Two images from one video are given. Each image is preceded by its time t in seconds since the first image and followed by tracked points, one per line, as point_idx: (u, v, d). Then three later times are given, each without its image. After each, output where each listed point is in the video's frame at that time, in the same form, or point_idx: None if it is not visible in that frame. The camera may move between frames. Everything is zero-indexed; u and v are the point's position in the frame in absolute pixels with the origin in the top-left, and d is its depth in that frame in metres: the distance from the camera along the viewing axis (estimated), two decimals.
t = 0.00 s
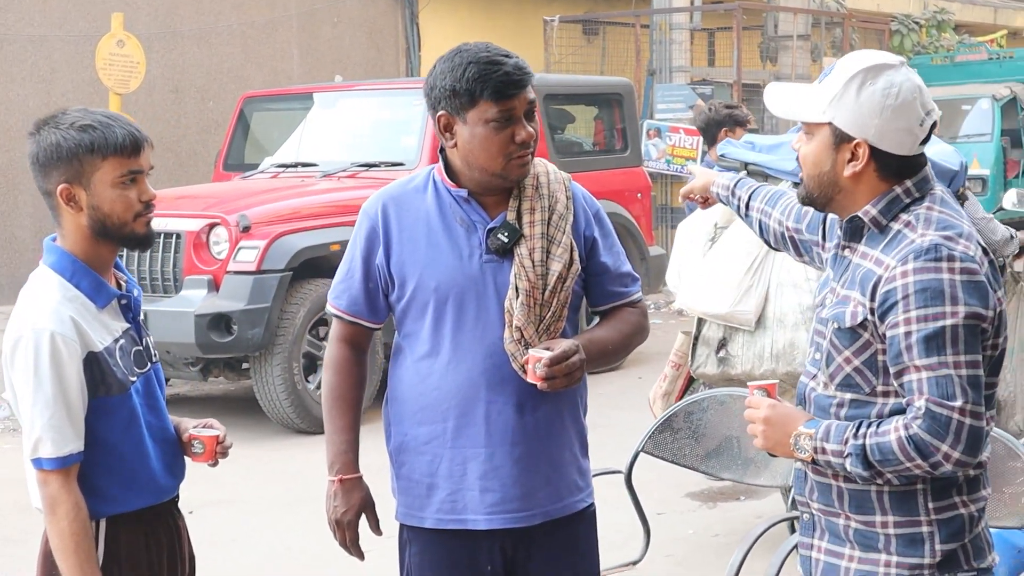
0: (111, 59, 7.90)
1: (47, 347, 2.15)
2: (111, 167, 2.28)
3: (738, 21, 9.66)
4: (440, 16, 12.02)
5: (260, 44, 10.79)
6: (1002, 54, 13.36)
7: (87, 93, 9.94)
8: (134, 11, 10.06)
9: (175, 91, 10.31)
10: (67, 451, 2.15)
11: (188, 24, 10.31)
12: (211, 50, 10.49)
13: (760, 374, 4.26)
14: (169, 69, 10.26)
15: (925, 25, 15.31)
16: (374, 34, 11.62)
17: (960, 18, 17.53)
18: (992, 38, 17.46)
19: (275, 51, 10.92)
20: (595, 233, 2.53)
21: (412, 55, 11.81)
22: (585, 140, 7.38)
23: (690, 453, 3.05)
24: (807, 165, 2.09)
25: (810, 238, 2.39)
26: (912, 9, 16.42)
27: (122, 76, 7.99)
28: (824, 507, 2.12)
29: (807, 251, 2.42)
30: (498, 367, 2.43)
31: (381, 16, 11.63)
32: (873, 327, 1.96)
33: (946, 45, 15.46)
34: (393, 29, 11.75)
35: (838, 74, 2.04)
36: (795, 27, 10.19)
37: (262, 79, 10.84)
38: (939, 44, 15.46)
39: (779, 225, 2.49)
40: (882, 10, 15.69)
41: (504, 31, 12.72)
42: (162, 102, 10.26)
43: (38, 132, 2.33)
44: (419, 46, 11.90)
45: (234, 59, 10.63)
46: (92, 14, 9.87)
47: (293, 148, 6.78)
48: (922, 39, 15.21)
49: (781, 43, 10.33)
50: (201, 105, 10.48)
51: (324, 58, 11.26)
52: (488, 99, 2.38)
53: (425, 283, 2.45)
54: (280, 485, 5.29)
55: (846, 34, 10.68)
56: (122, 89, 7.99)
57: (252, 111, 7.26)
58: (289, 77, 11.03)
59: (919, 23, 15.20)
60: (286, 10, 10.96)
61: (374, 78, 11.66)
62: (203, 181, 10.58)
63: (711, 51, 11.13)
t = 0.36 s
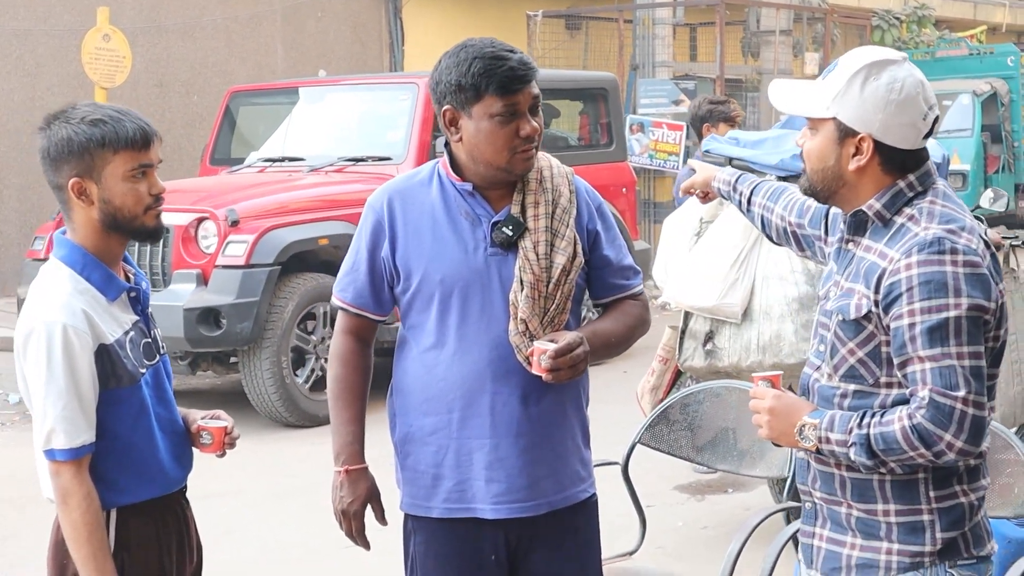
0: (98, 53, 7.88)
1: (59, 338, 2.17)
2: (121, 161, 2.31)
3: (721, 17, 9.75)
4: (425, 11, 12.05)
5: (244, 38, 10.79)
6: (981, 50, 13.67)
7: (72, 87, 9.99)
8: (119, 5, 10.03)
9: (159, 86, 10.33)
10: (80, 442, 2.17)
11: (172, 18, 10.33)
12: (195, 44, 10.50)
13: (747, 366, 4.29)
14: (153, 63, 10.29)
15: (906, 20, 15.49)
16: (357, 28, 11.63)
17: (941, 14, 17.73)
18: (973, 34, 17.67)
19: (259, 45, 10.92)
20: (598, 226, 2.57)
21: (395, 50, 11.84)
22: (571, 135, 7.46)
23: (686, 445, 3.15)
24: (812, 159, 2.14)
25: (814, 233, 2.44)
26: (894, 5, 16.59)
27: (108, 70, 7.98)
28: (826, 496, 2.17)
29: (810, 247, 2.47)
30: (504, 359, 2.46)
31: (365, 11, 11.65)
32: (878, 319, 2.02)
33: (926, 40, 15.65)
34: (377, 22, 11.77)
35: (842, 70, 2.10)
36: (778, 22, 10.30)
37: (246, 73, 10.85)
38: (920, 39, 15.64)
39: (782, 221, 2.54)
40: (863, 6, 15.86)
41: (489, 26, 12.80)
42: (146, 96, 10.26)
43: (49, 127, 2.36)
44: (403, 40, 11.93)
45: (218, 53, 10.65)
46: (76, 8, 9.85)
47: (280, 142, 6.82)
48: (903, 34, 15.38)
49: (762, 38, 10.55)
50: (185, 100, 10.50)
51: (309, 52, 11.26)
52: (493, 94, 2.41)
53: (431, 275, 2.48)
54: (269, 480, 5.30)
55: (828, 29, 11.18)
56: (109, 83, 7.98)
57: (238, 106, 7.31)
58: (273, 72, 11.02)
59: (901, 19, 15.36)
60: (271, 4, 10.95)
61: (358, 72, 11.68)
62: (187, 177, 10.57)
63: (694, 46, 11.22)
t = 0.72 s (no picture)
0: (69, 33, 7.86)
1: (60, 313, 2.19)
2: (120, 139, 2.33)
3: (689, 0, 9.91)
4: None
5: (215, 16, 10.82)
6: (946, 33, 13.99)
7: (40, 65, 9.99)
8: None
9: (130, 65, 10.43)
10: (80, 414, 2.19)
11: None
12: (166, 24, 10.57)
13: (702, 333, 4.37)
14: (125, 42, 10.39)
15: (871, 4, 15.73)
16: (327, 8, 11.68)
17: None
18: (936, 18, 18.04)
19: (229, 25, 10.93)
20: (587, 203, 2.64)
21: (365, 30, 11.93)
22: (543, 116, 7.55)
23: (669, 419, 3.35)
24: (794, 154, 2.26)
25: (806, 224, 2.55)
26: None
27: (80, 50, 7.96)
28: (817, 467, 2.27)
29: (803, 240, 2.57)
30: (497, 334, 2.51)
31: None
32: (869, 294, 2.12)
33: (890, 24, 15.90)
34: (347, 3, 11.82)
35: (804, 66, 2.24)
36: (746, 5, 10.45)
37: (216, 53, 10.89)
38: (884, 23, 15.90)
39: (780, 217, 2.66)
40: None
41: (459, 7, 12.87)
42: (116, 75, 10.37)
43: (48, 105, 2.38)
44: (373, 21, 12.00)
45: (189, 33, 10.71)
46: None
47: (254, 123, 7.02)
48: (868, 17, 15.62)
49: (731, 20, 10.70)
50: (155, 79, 10.57)
51: (279, 33, 11.28)
52: (485, 75, 2.46)
53: (425, 252, 2.53)
54: (245, 459, 5.33)
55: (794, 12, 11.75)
56: (81, 63, 7.95)
57: (211, 86, 7.47)
58: (244, 52, 11.06)
59: (865, 3, 15.60)
60: None
61: (329, 51, 11.72)
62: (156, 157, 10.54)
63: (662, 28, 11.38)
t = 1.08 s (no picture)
0: (58, 28, 7.83)
1: (51, 308, 2.19)
2: (113, 135, 2.33)
3: None
4: None
5: (204, 12, 10.79)
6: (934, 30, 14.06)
7: (29, 61, 9.95)
8: None
9: (119, 61, 10.40)
10: (72, 410, 2.19)
11: None
12: (155, 20, 10.54)
13: (698, 331, 4.40)
14: (114, 38, 10.37)
15: (859, 1, 15.79)
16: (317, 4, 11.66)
17: None
18: (924, 15, 18.15)
19: (218, 21, 10.90)
20: (578, 201, 2.66)
21: (354, 26, 11.95)
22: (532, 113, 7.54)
23: (659, 415, 3.36)
24: (796, 135, 2.26)
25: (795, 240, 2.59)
26: None
27: (69, 45, 7.93)
28: (805, 464, 2.28)
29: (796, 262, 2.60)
30: (488, 330, 2.52)
31: None
32: (857, 289, 2.14)
33: (879, 21, 15.96)
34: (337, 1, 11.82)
35: (826, 47, 2.21)
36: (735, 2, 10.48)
37: (205, 49, 10.85)
38: (872, 20, 15.95)
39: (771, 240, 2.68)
40: None
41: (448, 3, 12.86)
42: (105, 71, 10.34)
43: (41, 100, 2.38)
44: (362, 17, 12.00)
45: (178, 29, 10.68)
46: None
47: (243, 119, 7.01)
48: (856, 14, 15.67)
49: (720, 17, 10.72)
50: (144, 75, 10.55)
51: (268, 30, 11.26)
52: (478, 72, 2.47)
53: (416, 249, 2.53)
54: (235, 456, 5.33)
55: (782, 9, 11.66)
56: (70, 59, 7.93)
57: (201, 83, 7.45)
58: (233, 48, 11.02)
59: None
60: None
61: (318, 48, 11.70)
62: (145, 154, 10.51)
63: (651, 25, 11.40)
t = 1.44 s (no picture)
0: (52, 32, 7.83)
1: (48, 310, 2.19)
2: (109, 137, 2.33)
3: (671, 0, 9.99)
4: None
5: (198, 15, 10.80)
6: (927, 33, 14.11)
7: (23, 66, 9.94)
8: None
9: (112, 65, 10.40)
10: (67, 412, 2.19)
11: None
12: (148, 24, 10.55)
13: (696, 335, 4.40)
14: (107, 42, 10.36)
15: (852, 3, 15.84)
16: (310, 8, 11.67)
17: None
18: (917, 17, 18.21)
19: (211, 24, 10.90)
20: (574, 203, 2.67)
21: (348, 29, 11.99)
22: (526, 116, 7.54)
23: (655, 416, 3.37)
24: (800, 129, 2.27)
25: (783, 259, 2.55)
26: None
27: (62, 49, 7.93)
28: (801, 464, 2.29)
29: (781, 287, 2.58)
30: (484, 332, 2.53)
31: None
32: (859, 285, 2.16)
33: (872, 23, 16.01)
34: (330, 5, 11.84)
35: (835, 41, 2.23)
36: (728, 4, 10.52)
37: (199, 53, 10.86)
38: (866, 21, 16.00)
39: (744, 272, 2.59)
40: None
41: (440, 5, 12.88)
42: (99, 74, 10.34)
43: (38, 103, 2.38)
44: (356, 21, 12.02)
45: (171, 32, 10.69)
46: None
47: (237, 122, 7.01)
48: (850, 16, 15.72)
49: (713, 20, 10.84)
50: (138, 79, 10.55)
51: (262, 33, 11.26)
52: (474, 74, 2.47)
53: (412, 251, 2.54)
54: (229, 459, 5.33)
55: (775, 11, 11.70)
56: (63, 62, 7.93)
57: (194, 86, 7.45)
58: (227, 51, 11.02)
59: (846, 2, 15.70)
60: None
61: (312, 50, 11.71)
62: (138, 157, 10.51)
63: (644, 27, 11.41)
